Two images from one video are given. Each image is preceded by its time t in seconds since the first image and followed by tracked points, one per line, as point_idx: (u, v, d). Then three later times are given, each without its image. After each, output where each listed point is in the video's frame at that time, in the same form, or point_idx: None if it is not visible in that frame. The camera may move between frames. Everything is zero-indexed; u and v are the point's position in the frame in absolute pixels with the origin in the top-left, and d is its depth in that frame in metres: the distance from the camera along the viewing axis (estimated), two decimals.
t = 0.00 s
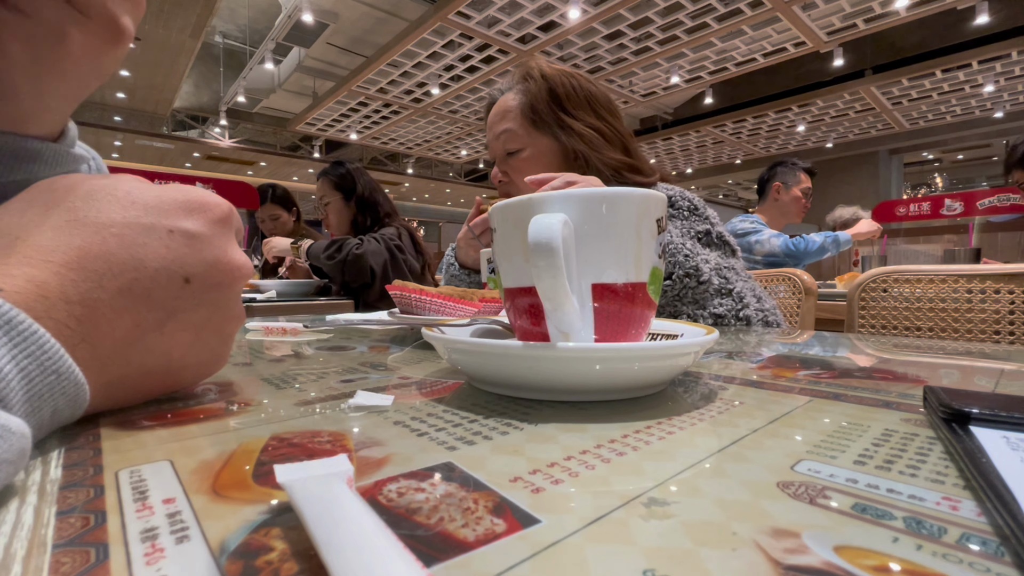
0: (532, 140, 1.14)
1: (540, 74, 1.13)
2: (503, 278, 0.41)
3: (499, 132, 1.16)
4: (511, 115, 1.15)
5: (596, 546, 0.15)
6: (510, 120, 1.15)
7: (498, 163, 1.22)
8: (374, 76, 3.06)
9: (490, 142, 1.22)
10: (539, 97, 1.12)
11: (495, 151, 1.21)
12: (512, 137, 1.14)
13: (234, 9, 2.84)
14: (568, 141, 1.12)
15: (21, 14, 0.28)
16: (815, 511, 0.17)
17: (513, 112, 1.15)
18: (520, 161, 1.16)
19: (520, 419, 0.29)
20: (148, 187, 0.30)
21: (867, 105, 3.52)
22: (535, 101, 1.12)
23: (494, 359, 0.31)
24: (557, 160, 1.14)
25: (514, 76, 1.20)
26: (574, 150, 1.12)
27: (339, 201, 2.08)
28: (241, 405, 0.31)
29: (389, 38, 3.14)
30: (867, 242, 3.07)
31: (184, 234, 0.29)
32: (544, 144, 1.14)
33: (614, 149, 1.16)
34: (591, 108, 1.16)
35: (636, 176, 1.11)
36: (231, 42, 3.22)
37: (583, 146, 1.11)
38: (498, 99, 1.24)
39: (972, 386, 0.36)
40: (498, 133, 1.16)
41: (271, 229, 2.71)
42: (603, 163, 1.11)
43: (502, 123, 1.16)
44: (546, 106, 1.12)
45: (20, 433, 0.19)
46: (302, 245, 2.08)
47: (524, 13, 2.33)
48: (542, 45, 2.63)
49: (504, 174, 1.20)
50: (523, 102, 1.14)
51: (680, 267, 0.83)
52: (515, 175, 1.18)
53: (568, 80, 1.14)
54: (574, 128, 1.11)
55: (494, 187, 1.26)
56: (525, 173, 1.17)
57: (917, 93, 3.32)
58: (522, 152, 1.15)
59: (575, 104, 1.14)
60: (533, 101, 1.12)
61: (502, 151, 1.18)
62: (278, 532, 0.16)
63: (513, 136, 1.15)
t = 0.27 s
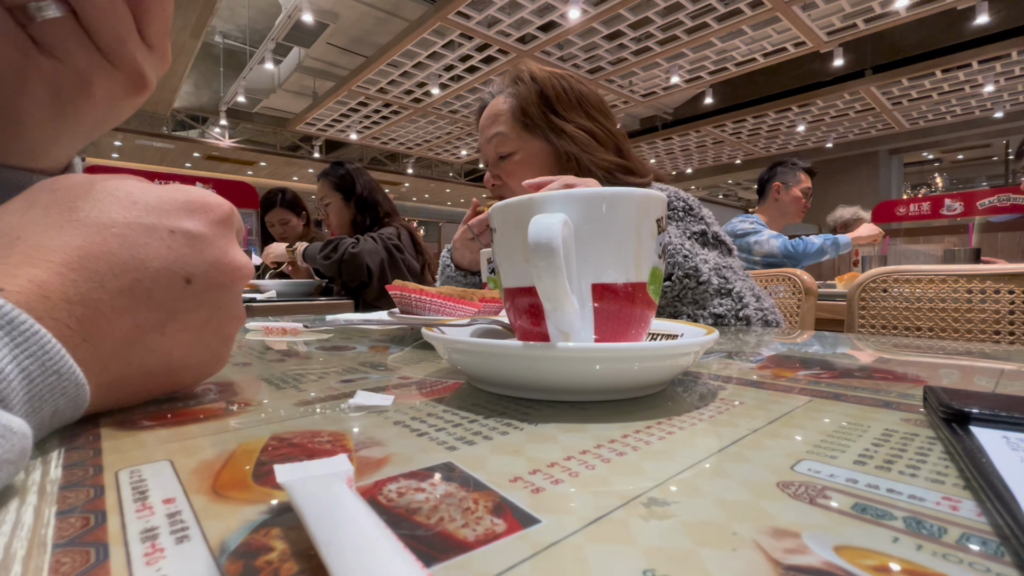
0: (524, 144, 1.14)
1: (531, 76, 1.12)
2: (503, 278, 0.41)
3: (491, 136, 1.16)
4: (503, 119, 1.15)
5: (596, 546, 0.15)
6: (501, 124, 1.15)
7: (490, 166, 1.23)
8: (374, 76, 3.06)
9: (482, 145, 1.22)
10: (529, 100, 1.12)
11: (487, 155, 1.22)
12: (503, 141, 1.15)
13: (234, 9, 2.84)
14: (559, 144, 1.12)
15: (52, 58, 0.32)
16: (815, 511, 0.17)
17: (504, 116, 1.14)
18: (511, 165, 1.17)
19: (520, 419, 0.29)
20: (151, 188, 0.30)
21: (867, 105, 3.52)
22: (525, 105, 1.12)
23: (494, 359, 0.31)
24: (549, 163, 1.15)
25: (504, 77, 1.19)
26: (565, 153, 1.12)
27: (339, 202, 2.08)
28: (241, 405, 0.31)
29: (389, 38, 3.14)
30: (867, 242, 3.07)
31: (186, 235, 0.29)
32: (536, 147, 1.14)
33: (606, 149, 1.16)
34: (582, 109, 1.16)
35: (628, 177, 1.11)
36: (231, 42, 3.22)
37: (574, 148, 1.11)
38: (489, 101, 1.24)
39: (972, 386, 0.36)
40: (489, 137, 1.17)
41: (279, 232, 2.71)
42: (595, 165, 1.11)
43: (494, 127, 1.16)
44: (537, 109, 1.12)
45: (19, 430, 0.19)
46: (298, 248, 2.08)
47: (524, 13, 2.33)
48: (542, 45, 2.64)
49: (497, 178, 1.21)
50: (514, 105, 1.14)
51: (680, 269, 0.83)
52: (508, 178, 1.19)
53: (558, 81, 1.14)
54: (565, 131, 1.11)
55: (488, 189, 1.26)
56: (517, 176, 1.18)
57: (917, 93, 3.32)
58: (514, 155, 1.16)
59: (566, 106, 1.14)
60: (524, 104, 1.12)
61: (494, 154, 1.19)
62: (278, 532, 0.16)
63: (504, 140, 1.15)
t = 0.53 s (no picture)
0: (521, 145, 1.15)
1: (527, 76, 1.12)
2: (503, 278, 0.41)
3: (488, 137, 1.17)
4: (499, 120, 1.16)
5: (597, 546, 0.15)
6: (498, 126, 1.16)
7: (488, 167, 1.23)
8: (374, 76, 3.06)
9: (480, 146, 1.23)
10: (525, 101, 1.12)
11: (485, 156, 1.22)
12: (500, 143, 1.15)
13: (234, 9, 2.84)
14: (555, 144, 1.12)
15: (65, 85, 0.39)
16: (817, 511, 0.17)
17: (500, 118, 1.16)
18: (508, 166, 1.17)
19: (521, 419, 0.29)
20: (154, 182, 0.29)
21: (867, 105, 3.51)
22: (521, 106, 1.12)
23: (495, 358, 0.31)
24: (546, 164, 1.15)
25: (501, 78, 1.19)
26: (561, 154, 1.12)
27: (340, 202, 2.08)
28: (241, 405, 0.31)
29: (389, 37, 3.13)
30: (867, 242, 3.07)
31: (186, 236, 0.29)
32: (532, 148, 1.14)
33: (603, 150, 1.15)
34: (580, 109, 1.16)
35: (625, 177, 1.11)
36: (231, 42, 3.22)
37: (569, 149, 1.11)
38: (488, 104, 1.25)
39: (973, 386, 0.36)
40: (487, 138, 1.17)
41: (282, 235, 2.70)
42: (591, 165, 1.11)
43: (491, 128, 1.17)
44: (533, 110, 1.12)
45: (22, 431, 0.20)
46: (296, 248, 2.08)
47: (524, 13, 2.33)
48: (542, 45, 2.64)
49: (495, 180, 1.22)
50: (510, 107, 1.14)
51: (680, 269, 0.83)
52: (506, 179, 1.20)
53: (554, 83, 1.14)
54: (562, 131, 1.12)
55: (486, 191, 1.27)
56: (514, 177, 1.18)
57: (917, 93, 3.32)
58: (511, 157, 1.16)
59: (563, 106, 1.14)
60: (520, 106, 1.12)
61: (492, 155, 1.20)
62: (278, 533, 0.16)
63: (501, 142, 1.16)
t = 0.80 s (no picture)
0: (519, 147, 1.15)
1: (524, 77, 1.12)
2: (503, 278, 0.41)
3: (487, 140, 1.18)
4: (497, 123, 1.16)
5: (597, 546, 0.15)
6: (496, 128, 1.16)
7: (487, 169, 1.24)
8: (374, 76, 3.06)
9: (479, 148, 1.23)
10: (523, 103, 1.12)
11: (485, 158, 1.23)
12: (499, 145, 1.16)
13: (234, 9, 2.84)
14: (554, 145, 1.12)
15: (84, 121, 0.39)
16: (816, 511, 0.17)
17: (499, 120, 1.16)
18: (508, 168, 1.18)
19: (520, 419, 0.29)
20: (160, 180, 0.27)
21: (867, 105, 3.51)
22: (519, 107, 1.12)
23: (496, 359, 0.31)
24: (545, 165, 1.16)
25: (499, 79, 1.20)
26: (560, 155, 1.12)
27: (341, 202, 2.08)
28: (241, 405, 0.31)
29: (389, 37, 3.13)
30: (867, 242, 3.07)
31: (188, 246, 0.28)
32: (531, 150, 1.15)
33: (602, 150, 1.15)
34: (579, 109, 1.16)
35: (624, 177, 1.11)
36: (231, 42, 3.22)
37: (568, 150, 1.11)
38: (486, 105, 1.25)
39: (973, 386, 0.36)
40: (486, 141, 1.18)
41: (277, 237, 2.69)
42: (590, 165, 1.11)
43: (490, 130, 1.17)
44: (531, 111, 1.12)
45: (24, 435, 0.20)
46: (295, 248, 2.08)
47: (524, 13, 2.33)
48: (542, 45, 2.64)
49: (495, 181, 1.23)
50: (508, 108, 1.14)
51: (680, 269, 0.83)
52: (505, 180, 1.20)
53: (552, 83, 1.13)
54: (560, 132, 1.12)
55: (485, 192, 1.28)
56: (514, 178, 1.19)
57: (917, 93, 3.32)
58: (510, 158, 1.17)
59: (561, 106, 1.14)
60: (518, 107, 1.12)
61: (491, 157, 1.20)
62: (278, 533, 0.16)
63: (500, 144, 1.16)
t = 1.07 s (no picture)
0: (518, 149, 1.15)
1: (521, 79, 1.12)
2: (503, 278, 0.41)
3: (485, 142, 1.18)
4: (495, 125, 1.16)
5: (597, 546, 0.15)
6: (494, 130, 1.16)
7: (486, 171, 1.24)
8: (374, 76, 3.06)
9: (477, 150, 1.24)
10: (520, 104, 1.12)
11: (483, 160, 1.23)
12: (497, 147, 1.16)
13: (234, 9, 2.84)
14: (552, 147, 1.12)
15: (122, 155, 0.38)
16: (815, 511, 0.17)
17: (496, 122, 1.16)
18: (506, 170, 1.18)
19: (520, 419, 0.29)
20: (160, 180, 0.27)
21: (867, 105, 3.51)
22: (516, 109, 1.12)
23: (495, 358, 0.31)
24: (543, 166, 1.16)
25: (496, 81, 1.20)
26: (558, 156, 1.13)
27: (341, 202, 2.08)
28: (241, 405, 0.31)
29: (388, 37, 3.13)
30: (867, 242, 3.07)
31: (187, 247, 0.28)
32: (529, 151, 1.15)
33: (600, 150, 1.15)
34: (576, 109, 1.15)
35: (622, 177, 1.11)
36: (231, 43, 3.22)
37: (566, 151, 1.11)
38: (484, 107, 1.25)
39: (972, 386, 0.36)
40: (484, 143, 1.18)
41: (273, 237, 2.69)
42: (589, 166, 1.11)
43: (487, 133, 1.17)
44: (528, 113, 1.12)
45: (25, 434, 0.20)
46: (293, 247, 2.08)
47: (524, 13, 2.33)
48: (542, 45, 2.64)
49: (494, 183, 1.23)
50: (505, 110, 1.14)
51: (679, 269, 0.83)
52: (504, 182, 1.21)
53: (548, 84, 1.13)
54: (557, 133, 1.11)
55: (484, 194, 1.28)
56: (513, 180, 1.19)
57: (917, 93, 3.32)
58: (508, 160, 1.17)
59: (559, 107, 1.13)
60: (514, 109, 1.12)
61: (489, 160, 1.20)
62: (277, 532, 0.16)
63: (498, 146, 1.16)
